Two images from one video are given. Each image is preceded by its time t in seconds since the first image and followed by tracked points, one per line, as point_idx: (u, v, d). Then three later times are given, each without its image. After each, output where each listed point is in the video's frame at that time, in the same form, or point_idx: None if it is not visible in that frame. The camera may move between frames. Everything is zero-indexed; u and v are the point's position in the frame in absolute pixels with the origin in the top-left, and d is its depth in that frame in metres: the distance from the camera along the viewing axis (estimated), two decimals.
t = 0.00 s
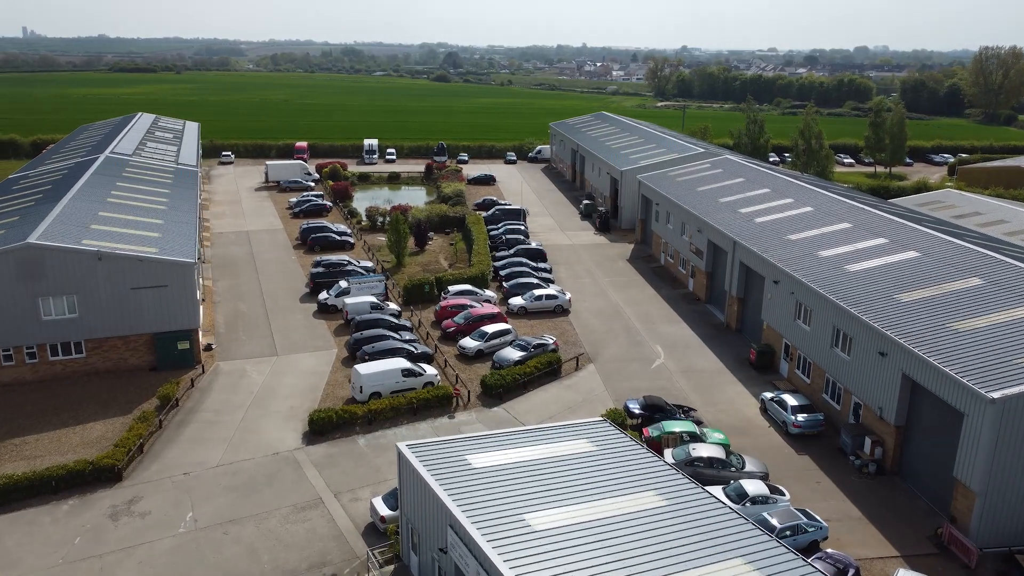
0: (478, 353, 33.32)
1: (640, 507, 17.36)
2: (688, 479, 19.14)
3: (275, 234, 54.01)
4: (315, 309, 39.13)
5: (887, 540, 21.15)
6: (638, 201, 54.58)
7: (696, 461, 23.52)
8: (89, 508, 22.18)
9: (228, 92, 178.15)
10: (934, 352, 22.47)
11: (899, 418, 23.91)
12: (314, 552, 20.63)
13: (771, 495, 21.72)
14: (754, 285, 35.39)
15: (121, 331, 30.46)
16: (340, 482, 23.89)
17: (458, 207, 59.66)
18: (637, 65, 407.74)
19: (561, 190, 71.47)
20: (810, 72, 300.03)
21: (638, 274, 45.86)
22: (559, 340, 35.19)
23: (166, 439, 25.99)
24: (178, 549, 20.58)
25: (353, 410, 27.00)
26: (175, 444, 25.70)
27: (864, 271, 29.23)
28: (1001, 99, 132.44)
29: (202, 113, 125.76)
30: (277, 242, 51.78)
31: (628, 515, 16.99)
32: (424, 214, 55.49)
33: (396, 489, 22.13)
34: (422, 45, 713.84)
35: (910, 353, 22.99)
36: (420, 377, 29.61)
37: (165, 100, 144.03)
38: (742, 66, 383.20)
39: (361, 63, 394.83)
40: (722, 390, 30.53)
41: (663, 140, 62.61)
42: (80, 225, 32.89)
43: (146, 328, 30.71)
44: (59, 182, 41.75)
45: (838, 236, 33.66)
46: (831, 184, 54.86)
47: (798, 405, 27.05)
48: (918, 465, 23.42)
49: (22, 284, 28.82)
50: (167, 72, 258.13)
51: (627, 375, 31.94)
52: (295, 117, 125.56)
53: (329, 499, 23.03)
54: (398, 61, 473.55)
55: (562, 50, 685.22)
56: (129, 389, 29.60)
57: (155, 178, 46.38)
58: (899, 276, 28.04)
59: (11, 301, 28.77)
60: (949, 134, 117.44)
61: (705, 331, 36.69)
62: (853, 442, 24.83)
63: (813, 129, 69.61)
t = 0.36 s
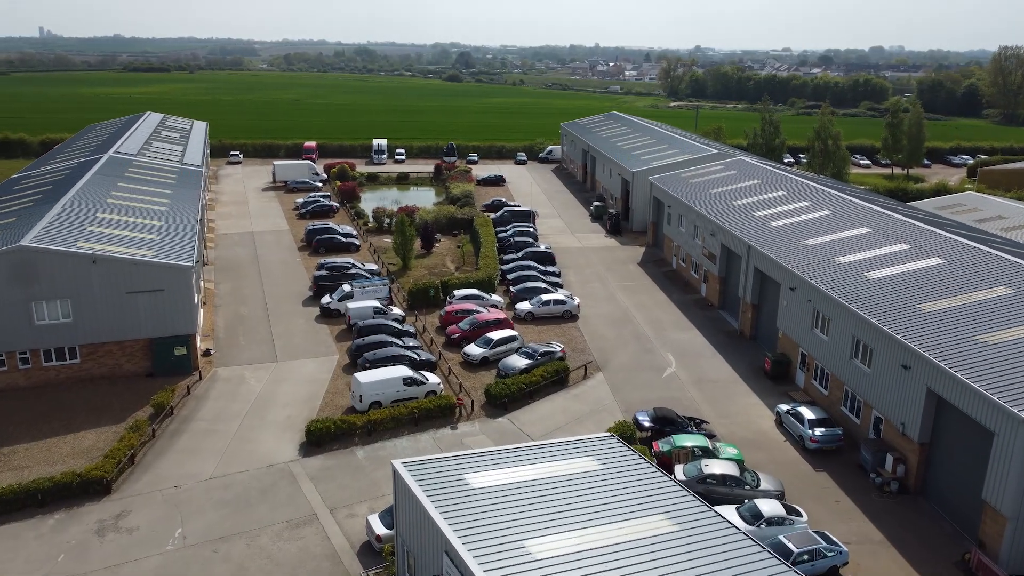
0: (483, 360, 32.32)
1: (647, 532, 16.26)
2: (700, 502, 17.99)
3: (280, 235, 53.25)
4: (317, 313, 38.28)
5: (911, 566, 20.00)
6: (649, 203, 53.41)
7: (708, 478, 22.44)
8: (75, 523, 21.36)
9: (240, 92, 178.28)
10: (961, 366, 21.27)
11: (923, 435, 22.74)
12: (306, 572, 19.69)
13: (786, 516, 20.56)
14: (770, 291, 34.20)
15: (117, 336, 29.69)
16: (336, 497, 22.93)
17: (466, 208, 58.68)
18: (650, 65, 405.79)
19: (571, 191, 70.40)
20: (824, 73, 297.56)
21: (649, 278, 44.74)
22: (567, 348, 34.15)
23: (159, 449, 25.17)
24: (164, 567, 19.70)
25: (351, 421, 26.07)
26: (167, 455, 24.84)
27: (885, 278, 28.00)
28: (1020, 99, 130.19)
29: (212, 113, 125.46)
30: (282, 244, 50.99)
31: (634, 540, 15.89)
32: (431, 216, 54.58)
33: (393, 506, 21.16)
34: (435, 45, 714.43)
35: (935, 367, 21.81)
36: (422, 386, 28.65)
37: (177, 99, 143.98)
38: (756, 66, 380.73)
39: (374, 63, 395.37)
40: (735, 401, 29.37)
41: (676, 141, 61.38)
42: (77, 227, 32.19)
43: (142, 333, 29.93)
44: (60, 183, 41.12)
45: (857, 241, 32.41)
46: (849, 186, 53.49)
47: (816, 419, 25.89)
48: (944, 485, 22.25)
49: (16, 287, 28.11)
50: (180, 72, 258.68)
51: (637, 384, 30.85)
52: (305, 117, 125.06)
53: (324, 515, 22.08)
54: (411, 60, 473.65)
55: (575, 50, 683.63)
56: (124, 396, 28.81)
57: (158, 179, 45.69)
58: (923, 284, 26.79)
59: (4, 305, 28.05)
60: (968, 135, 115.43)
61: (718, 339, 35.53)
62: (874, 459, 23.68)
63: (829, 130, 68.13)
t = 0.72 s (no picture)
0: (489, 368, 31.32)
1: (656, 559, 15.14)
2: (713, 525, 16.85)
3: (285, 236, 52.48)
4: (320, 317, 37.42)
5: None
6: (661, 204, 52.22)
7: (721, 496, 21.33)
8: (60, 538, 20.51)
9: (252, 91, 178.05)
10: (991, 380, 20.07)
11: (950, 452, 21.55)
12: None
13: (805, 539, 19.44)
14: (785, 297, 33.02)
15: (112, 340, 28.89)
16: (332, 512, 21.99)
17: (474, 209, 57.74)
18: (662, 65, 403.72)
19: (582, 192, 69.32)
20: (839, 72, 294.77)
21: (661, 282, 43.60)
22: (575, 355, 33.09)
23: (151, 460, 24.33)
24: None
25: (350, 431, 25.15)
26: (158, 466, 23.97)
27: (908, 285, 26.77)
28: None
29: (223, 113, 125.20)
30: (287, 244, 50.17)
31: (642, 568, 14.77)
32: (438, 217, 53.66)
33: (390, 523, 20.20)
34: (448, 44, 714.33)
35: (962, 380, 20.63)
36: (425, 395, 27.67)
37: (187, 98, 143.68)
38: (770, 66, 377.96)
39: (386, 62, 395.20)
40: (750, 412, 28.22)
41: (689, 141, 60.15)
42: (73, 227, 31.42)
43: (138, 337, 29.13)
44: (61, 182, 40.43)
45: (877, 245, 31.15)
46: (867, 188, 52.11)
47: (835, 433, 24.72)
48: (972, 506, 21.06)
49: (8, 290, 27.36)
50: (192, 71, 258.99)
51: (647, 393, 29.74)
52: (316, 116, 124.52)
53: (318, 531, 21.14)
54: (423, 60, 473.59)
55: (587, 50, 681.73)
56: (118, 403, 28.00)
57: (161, 178, 44.96)
58: (948, 292, 25.53)
59: None
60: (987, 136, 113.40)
61: (731, 346, 34.38)
62: (898, 476, 22.50)
63: (846, 130, 66.65)
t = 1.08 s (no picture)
0: (494, 376, 30.26)
1: None
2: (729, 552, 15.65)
3: (290, 237, 51.64)
4: (322, 321, 36.48)
5: None
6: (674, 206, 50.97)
7: (736, 517, 20.16)
8: (42, 555, 19.62)
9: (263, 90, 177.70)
10: None
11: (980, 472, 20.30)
12: None
13: (825, 565, 18.23)
14: (803, 304, 31.76)
15: (105, 346, 28.05)
16: (326, 530, 20.98)
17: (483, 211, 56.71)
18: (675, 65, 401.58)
19: (593, 194, 68.12)
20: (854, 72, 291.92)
21: (673, 286, 42.39)
22: (583, 363, 31.97)
23: (142, 472, 23.44)
24: None
25: (347, 442, 24.15)
26: (148, 478, 23.06)
27: (933, 293, 25.46)
28: None
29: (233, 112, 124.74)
30: (292, 246, 49.31)
31: None
32: (446, 218, 52.67)
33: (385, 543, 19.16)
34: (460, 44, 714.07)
35: (993, 397, 19.39)
36: (426, 404, 26.65)
37: (198, 97, 143.35)
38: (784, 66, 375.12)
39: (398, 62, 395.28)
40: (765, 425, 27.00)
41: (702, 142, 58.84)
42: (68, 228, 30.63)
43: (132, 343, 28.27)
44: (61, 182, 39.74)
45: (900, 250, 29.82)
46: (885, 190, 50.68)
47: (857, 449, 23.49)
48: (1003, 530, 19.80)
49: None
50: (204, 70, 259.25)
51: (658, 404, 28.57)
52: (326, 116, 123.98)
53: (311, 550, 20.13)
54: (435, 59, 473.31)
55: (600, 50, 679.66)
56: (111, 410, 27.15)
57: (163, 178, 44.20)
58: (976, 300, 24.21)
59: None
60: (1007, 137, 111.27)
61: (746, 354, 33.15)
62: (924, 497, 21.25)
63: (864, 131, 65.12)
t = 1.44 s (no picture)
0: (498, 385, 29.17)
1: None
2: None
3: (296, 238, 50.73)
4: (324, 326, 35.51)
5: None
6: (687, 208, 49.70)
7: (752, 542, 18.99)
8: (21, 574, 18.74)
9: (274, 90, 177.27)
10: None
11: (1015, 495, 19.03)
12: None
13: None
14: (822, 311, 30.48)
15: (98, 352, 27.20)
16: (319, 549, 19.95)
17: (492, 212, 55.64)
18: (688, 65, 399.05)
19: (604, 195, 66.92)
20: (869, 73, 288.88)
21: (685, 291, 41.15)
22: (592, 371, 30.83)
23: (131, 485, 22.52)
24: None
25: (344, 456, 23.13)
26: (137, 492, 22.13)
27: (961, 303, 24.14)
28: None
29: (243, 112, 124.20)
30: (297, 248, 48.43)
31: None
32: (454, 220, 51.64)
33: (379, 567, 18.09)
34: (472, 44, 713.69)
35: None
36: (427, 415, 25.59)
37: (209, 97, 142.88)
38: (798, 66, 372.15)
39: (410, 62, 395.15)
40: (782, 440, 25.75)
41: (717, 142, 57.52)
42: (62, 229, 29.82)
43: (125, 349, 27.39)
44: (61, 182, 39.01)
45: (924, 256, 28.47)
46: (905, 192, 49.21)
47: (881, 468, 22.25)
48: None
49: None
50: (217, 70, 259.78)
51: (670, 416, 27.38)
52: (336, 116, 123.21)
53: (302, 572, 19.12)
54: (447, 59, 472.76)
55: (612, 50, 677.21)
56: (103, 418, 26.28)
57: (166, 177, 43.41)
58: (1007, 311, 22.89)
59: None
60: None
61: (761, 363, 31.91)
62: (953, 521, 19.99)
63: (883, 132, 63.51)
